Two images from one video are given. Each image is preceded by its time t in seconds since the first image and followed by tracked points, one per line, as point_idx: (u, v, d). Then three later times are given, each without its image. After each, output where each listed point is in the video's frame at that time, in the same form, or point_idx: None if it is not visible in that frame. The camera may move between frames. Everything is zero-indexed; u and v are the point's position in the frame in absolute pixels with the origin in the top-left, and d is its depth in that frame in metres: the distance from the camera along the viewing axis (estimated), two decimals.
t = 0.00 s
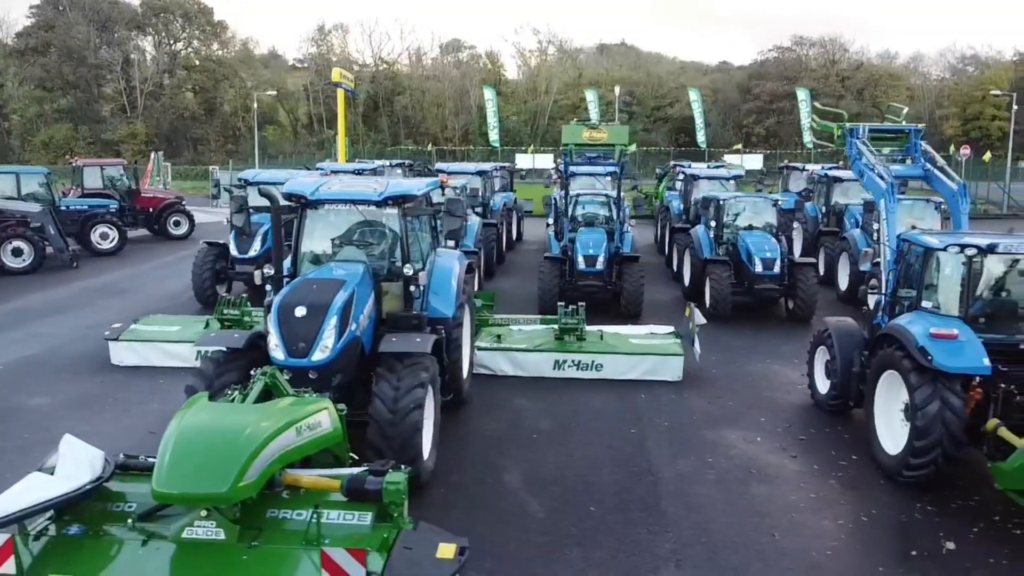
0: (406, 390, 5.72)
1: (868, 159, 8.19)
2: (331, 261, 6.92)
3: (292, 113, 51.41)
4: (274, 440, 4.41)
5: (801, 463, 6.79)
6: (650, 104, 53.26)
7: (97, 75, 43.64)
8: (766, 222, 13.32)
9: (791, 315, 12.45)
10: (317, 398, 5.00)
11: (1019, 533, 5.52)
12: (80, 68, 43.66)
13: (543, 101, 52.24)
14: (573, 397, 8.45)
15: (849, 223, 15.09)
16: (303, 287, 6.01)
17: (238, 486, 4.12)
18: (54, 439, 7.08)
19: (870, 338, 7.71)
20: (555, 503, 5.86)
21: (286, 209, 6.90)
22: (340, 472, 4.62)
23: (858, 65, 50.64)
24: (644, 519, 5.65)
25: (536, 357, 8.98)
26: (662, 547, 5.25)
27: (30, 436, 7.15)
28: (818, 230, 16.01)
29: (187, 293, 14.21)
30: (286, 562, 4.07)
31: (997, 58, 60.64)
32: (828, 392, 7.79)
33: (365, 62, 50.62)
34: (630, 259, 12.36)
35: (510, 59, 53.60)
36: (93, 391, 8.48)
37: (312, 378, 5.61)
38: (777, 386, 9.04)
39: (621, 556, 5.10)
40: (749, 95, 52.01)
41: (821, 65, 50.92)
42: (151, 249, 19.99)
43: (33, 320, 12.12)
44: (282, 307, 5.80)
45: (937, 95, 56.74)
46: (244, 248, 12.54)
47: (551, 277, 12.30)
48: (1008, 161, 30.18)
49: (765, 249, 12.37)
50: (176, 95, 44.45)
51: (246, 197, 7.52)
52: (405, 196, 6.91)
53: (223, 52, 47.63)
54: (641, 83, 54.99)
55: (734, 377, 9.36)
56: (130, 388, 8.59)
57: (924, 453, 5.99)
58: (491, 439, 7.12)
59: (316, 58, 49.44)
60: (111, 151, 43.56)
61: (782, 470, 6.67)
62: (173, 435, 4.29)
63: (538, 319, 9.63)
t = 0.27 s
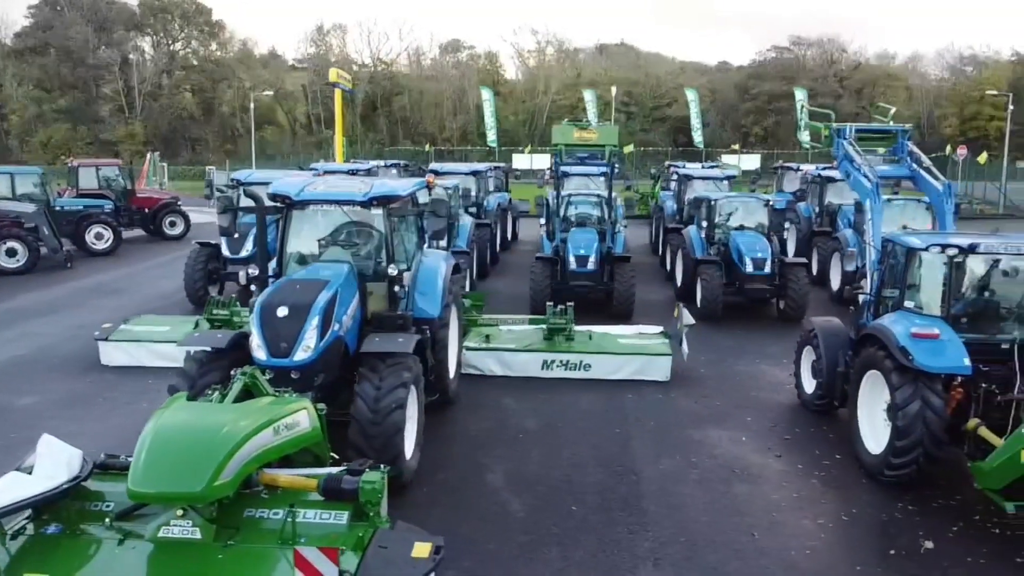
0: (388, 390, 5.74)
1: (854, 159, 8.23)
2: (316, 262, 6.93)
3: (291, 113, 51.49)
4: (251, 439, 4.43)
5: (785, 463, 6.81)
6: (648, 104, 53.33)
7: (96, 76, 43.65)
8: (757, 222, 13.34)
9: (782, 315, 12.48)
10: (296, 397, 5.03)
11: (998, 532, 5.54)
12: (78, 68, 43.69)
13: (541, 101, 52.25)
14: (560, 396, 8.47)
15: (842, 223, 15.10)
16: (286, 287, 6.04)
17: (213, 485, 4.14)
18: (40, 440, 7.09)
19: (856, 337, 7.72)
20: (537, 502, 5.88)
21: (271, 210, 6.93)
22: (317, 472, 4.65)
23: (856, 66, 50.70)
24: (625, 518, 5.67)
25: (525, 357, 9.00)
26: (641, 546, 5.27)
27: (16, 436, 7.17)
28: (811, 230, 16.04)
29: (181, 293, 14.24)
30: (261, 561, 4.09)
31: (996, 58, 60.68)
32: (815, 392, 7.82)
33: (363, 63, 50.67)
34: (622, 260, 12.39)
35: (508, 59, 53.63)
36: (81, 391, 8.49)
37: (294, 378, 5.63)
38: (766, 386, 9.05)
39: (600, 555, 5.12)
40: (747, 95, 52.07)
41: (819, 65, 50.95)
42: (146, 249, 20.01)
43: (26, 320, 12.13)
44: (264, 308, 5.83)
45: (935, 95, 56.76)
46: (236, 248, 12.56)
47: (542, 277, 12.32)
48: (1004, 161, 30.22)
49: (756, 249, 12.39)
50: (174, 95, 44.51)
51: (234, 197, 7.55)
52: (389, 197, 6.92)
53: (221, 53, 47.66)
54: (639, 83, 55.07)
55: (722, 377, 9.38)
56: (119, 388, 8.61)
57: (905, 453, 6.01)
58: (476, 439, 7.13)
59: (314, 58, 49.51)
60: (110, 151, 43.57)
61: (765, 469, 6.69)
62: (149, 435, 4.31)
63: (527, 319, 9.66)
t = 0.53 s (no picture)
0: (368, 390, 5.74)
1: (841, 159, 8.27)
2: (300, 262, 6.93)
3: (290, 114, 51.48)
4: (226, 439, 4.43)
5: (768, 463, 6.81)
6: (646, 104, 53.35)
7: (93, 76, 43.58)
8: (749, 222, 13.34)
9: (773, 315, 12.48)
10: (274, 398, 5.03)
11: (978, 532, 5.54)
12: (76, 69, 43.62)
13: (539, 101, 52.23)
14: (547, 397, 8.47)
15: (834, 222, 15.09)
16: (267, 287, 6.04)
17: (186, 486, 4.14)
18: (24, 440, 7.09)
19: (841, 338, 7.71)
20: (518, 502, 5.88)
21: (255, 210, 6.93)
22: (293, 472, 4.65)
23: (854, 66, 50.67)
24: (605, 518, 5.67)
25: (512, 357, 9.00)
26: (620, 546, 5.27)
27: None
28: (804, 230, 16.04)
29: (173, 293, 14.23)
30: (234, 562, 4.09)
31: (994, 58, 60.67)
32: (800, 392, 7.82)
33: (361, 62, 50.64)
34: (613, 260, 12.40)
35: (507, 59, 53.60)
36: (67, 391, 8.48)
37: (274, 378, 5.63)
38: (753, 386, 9.05)
39: (578, 556, 5.13)
40: (745, 95, 52.06)
41: (817, 65, 50.93)
42: (141, 249, 19.99)
43: (16, 320, 12.12)
44: (245, 308, 5.83)
45: (933, 95, 56.75)
46: (227, 248, 12.51)
47: (533, 277, 12.33)
48: (1001, 161, 30.21)
49: (747, 249, 12.39)
50: (172, 95, 44.49)
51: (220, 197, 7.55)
52: (372, 197, 6.91)
53: (219, 53, 47.63)
54: (637, 83, 55.08)
55: (710, 377, 9.38)
56: (105, 388, 8.61)
57: (887, 453, 6.01)
58: (460, 439, 7.14)
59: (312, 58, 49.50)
60: (107, 151, 43.52)
61: (748, 469, 6.69)
62: (123, 435, 4.31)
63: (515, 319, 9.66)
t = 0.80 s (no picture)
0: (347, 393, 5.70)
1: (828, 159, 8.28)
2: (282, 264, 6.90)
3: (288, 114, 51.46)
4: (199, 443, 4.39)
5: (753, 465, 6.77)
6: (644, 105, 53.37)
7: (91, 76, 43.51)
8: (741, 223, 13.31)
9: (765, 316, 12.44)
10: (250, 400, 5.00)
11: (961, 535, 5.51)
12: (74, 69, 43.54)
13: (537, 101, 52.21)
14: (533, 398, 8.44)
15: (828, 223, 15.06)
16: (247, 289, 6.01)
17: (156, 490, 4.11)
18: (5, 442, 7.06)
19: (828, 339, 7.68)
20: (498, 504, 5.85)
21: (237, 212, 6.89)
22: (266, 476, 4.61)
23: (852, 66, 50.65)
24: (586, 521, 5.64)
25: (500, 358, 8.97)
26: (599, 549, 5.24)
27: None
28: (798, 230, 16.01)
29: (165, 293, 14.20)
30: (204, 567, 4.05)
31: (993, 58, 60.67)
32: (787, 394, 7.78)
33: (360, 62, 50.60)
34: (604, 261, 12.37)
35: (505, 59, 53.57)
36: (52, 393, 8.45)
37: (253, 380, 5.60)
38: (741, 387, 9.02)
39: (557, 559, 5.10)
40: (743, 95, 52.06)
41: (815, 65, 50.90)
42: (135, 250, 19.96)
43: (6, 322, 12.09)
44: (224, 310, 5.80)
45: (931, 95, 56.76)
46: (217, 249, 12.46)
47: (524, 279, 12.29)
48: (998, 160, 30.20)
49: (738, 249, 12.35)
50: (170, 96, 44.47)
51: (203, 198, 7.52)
52: (355, 198, 6.87)
53: (218, 53, 47.59)
54: (636, 83, 55.07)
55: (699, 378, 9.35)
56: (90, 389, 8.57)
57: (870, 456, 5.97)
58: (444, 440, 7.10)
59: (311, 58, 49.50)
60: (105, 151, 43.46)
61: (733, 471, 6.65)
62: (93, 439, 4.28)
63: (503, 321, 9.62)
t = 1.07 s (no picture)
0: (327, 396, 5.67)
1: (815, 159, 8.36)
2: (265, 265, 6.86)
3: (286, 114, 51.41)
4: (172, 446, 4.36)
5: (737, 467, 6.74)
6: (642, 105, 53.37)
7: (89, 77, 43.37)
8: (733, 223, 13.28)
9: (756, 317, 12.41)
10: (225, 403, 4.97)
11: (943, 538, 5.48)
12: (72, 69, 43.38)
13: (536, 101, 52.16)
14: (520, 400, 8.41)
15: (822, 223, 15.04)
16: (227, 290, 5.98)
17: (126, 494, 4.08)
18: None
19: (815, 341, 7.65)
20: (479, 507, 5.83)
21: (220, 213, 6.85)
22: (240, 479, 4.58)
23: (850, 66, 50.60)
24: (566, 524, 5.61)
25: (487, 359, 8.95)
26: (578, 553, 5.21)
27: None
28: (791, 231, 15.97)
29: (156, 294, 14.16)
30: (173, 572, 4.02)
31: (991, 58, 60.66)
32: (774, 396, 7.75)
33: (358, 62, 50.52)
34: (595, 261, 12.36)
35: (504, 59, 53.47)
36: (38, 395, 8.42)
37: (231, 383, 5.57)
38: (729, 389, 9.00)
39: (535, 563, 5.07)
40: (741, 95, 52.04)
41: (813, 64, 50.85)
42: (129, 250, 19.91)
43: None
44: (203, 311, 5.77)
45: (929, 95, 56.75)
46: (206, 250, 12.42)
47: (515, 279, 12.27)
48: (995, 160, 30.18)
49: (729, 250, 12.32)
50: (168, 96, 44.40)
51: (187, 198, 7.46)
52: (338, 200, 6.84)
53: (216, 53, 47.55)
54: (634, 83, 55.03)
55: (687, 379, 9.32)
56: (75, 391, 8.54)
57: (853, 458, 5.94)
58: (428, 443, 7.08)
59: (309, 59, 49.45)
60: (103, 152, 43.36)
61: (717, 473, 6.63)
62: (64, 443, 4.25)
63: (491, 322, 9.60)
